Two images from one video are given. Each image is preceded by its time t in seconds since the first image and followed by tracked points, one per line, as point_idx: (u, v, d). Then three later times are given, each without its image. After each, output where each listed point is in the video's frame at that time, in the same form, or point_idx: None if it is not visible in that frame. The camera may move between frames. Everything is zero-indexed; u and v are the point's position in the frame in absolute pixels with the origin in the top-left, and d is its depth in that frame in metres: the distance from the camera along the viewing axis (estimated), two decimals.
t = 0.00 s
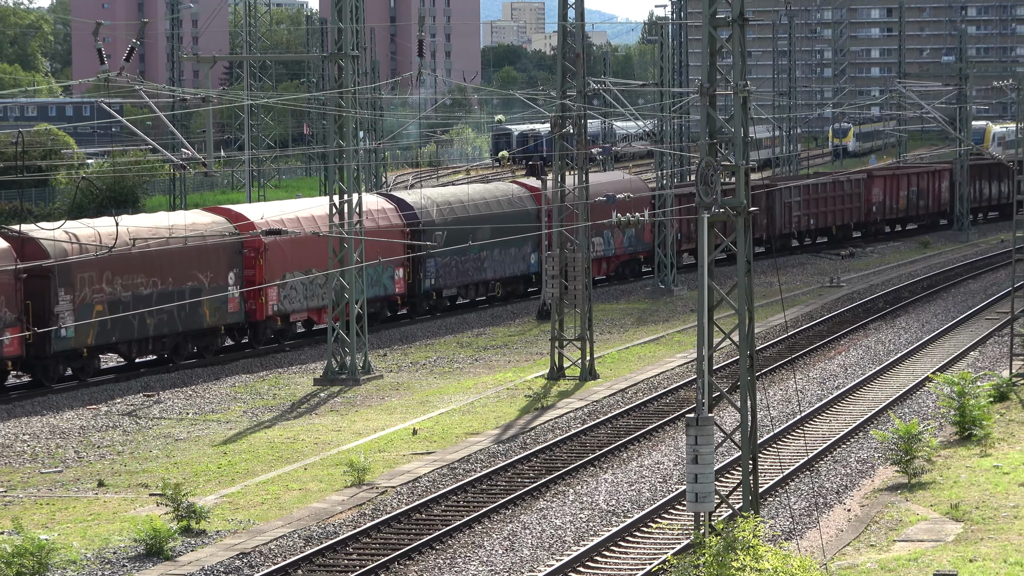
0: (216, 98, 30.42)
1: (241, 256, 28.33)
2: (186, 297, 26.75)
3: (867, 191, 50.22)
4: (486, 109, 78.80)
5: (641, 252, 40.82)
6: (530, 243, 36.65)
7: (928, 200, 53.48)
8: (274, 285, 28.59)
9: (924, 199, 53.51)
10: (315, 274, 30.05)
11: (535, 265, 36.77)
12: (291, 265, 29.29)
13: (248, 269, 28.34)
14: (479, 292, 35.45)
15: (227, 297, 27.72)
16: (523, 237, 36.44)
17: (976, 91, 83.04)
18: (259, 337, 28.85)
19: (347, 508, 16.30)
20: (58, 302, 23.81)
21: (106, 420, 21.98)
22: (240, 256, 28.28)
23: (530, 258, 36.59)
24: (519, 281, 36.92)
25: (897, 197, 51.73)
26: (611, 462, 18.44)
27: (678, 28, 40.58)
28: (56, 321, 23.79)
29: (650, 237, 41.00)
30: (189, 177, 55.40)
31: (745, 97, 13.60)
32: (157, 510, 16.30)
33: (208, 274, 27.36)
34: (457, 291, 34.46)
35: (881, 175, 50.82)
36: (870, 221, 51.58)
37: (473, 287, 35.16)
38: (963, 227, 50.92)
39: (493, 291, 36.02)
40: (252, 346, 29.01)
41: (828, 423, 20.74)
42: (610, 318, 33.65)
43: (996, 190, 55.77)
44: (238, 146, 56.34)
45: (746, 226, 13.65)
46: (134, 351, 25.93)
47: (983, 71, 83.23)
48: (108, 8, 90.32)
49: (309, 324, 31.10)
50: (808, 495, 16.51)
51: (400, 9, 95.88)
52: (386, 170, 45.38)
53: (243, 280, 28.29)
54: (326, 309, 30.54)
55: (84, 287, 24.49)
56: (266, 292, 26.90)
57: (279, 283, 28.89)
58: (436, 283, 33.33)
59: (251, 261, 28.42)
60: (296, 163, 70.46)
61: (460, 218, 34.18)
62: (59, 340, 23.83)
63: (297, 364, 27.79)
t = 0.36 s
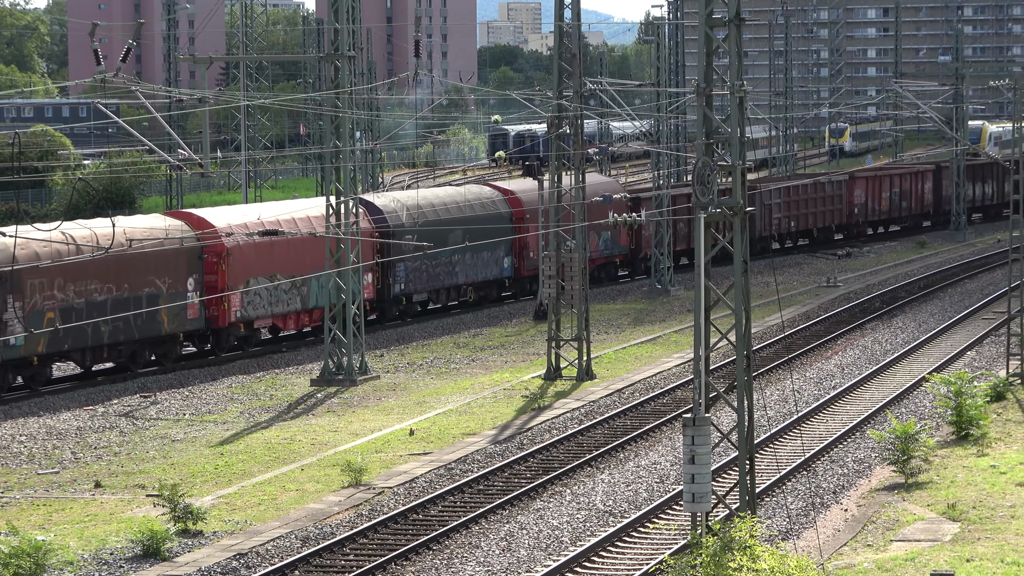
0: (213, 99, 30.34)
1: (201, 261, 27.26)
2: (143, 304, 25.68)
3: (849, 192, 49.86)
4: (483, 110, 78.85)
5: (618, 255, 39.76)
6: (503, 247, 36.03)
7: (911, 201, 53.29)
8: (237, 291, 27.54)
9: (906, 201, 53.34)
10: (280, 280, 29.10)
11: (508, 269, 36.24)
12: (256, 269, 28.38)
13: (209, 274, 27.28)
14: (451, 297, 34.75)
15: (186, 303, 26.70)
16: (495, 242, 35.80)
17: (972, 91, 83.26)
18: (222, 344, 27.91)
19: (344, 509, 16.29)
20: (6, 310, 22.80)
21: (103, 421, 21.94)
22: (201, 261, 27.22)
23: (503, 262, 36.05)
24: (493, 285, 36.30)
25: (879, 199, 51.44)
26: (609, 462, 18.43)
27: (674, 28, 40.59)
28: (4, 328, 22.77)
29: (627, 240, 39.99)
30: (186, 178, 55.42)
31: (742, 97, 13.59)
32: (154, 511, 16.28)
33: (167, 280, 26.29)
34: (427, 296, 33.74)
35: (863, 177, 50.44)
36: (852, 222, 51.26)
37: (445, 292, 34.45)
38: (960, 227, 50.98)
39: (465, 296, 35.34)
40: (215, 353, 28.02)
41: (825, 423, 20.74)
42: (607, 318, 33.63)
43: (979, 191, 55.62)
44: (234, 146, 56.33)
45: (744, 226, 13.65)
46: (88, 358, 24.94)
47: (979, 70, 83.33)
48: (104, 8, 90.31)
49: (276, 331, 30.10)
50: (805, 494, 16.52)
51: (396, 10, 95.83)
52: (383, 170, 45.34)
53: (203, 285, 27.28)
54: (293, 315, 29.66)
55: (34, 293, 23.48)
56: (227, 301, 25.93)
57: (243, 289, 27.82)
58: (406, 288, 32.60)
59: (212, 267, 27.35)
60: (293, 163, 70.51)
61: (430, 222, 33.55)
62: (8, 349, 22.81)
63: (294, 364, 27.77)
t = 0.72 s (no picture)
0: (209, 100, 30.19)
1: (159, 266, 26.34)
2: (98, 311, 24.70)
3: (831, 194, 49.09)
4: (480, 110, 78.91)
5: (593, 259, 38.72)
6: (476, 251, 35.08)
7: (894, 204, 52.37)
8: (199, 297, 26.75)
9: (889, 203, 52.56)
10: (244, 285, 28.08)
11: (481, 274, 35.29)
12: (217, 275, 27.37)
13: (169, 279, 26.40)
14: (422, 302, 33.78)
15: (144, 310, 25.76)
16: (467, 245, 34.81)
17: (969, 91, 83.41)
18: (182, 352, 26.85)
19: (342, 510, 16.28)
20: None
21: (100, 422, 21.94)
22: (159, 266, 26.31)
23: (476, 266, 35.08)
24: (466, 290, 35.35)
25: (862, 201, 50.70)
26: (606, 462, 18.44)
27: (672, 28, 40.55)
28: None
29: (603, 243, 38.97)
30: (183, 179, 55.46)
31: (738, 98, 13.58)
32: (152, 512, 16.28)
33: (123, 286, 25.35)
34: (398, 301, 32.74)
35: (846, 178, 49.81)
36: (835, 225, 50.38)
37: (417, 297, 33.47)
38: (957, 227, 51.04)
39: (437, 301, 34.41)
40: (175, 361, 26.97)
41: (822, 423, 20.75)
42: (605, 318, 33.66)
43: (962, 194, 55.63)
44: (231, 146, 56.34)
45: (740, 226, 13.63)
46: (40, 368, 23.85)
47: (976, 70, 83.50)
48: (101, 9, 90.28)
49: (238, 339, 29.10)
50: (803, 495, 16.52)
51: (393, 11, 95.85)
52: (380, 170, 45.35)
53: (163, 292, 26.38)
54: (257, 321, 28.59)
55: None
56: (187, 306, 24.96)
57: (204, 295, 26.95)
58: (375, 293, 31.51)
59: (172, 272, 26.41)
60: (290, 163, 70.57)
61: (400, 226, 32.35)
62: None
63: (292, 365, 27.74)
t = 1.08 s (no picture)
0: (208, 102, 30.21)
1: (116, 272, 25.36)
2: (51, 319, 23.78)
3: (815, 197, 48.35)
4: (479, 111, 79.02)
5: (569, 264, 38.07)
6: (449, 256, 34.21)
7: (878, 207, 51.65)
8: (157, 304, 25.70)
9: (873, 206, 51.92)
10: (206, 292, 27.01)
11: (454, 279, 34.44)
12: (178, 281, 26.32)
13: (128, 286, 25.40)
14: (394, 307, 32.76)
15: (101, 318, 24.84)
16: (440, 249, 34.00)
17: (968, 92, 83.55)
18: (141, 360, 25.84)
19: (341, 511, 16.28)
20: None
21: (100, 423, 21.95)
22: (116, 273, 25.36)
23: (449, 271, 34.23)
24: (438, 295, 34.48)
25: (846, 204, 50.05)
26: (605, 463, 18.47)
27: (671, 29, 40.51)
28: None
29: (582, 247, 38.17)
30: (182, 180, 55.51)
31: (737, 99, 13.57)
32: (151, 513, 16.29)
33: (79, 293, 24.44)
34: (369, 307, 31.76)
35: (830, 181, 49.13)
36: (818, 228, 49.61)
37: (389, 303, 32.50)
38: (956, 227, 51.10)
39: (409, 306, 33.40)
40: (134, 369, 25.90)
41: (821, 423, 20.79)
42: (604, 319, 33.71)
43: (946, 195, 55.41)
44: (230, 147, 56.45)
45: (739, 226, 13.64)
46: None
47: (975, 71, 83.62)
48: (99, 10, 90.26)
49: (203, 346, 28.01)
50: (802, 495, 16.54)
51: (391, 12, 95.93)
52: (379, 171, 45.41)
53: (120, 299, 25.39)
54: (221, 328, 27.48)
55: None
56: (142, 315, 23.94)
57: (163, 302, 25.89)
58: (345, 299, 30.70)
59: (130, 278, 25.43)
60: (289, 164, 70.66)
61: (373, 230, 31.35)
62: None
63: (291, 366, 27.75)
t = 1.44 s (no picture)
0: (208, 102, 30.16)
1: (72, 279, 24.35)
2: (2, 327, 22.71)
3: (799, 200, 47.50)
4: (478, 111, 79.09)
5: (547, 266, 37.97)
6: (422, 260, 33.14)
7: (863, 209, 50.88)
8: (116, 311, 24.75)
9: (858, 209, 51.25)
10: (167, 298, 26.08)
11: (427, 284, 33.46)
12: (137, 287, 25.37)
13: (85, 292, 24.40)
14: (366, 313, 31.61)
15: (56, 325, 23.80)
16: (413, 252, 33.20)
17: (967, 92, 83.63)
18: (99, 369, 24.87)
19: (340, 511, 16.27)
20: None
21: (99, 423, 21.95)
22: (72, 279, 24.34)
23: (422, 276, 33.27)
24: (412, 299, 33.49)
25: (830, 206, 49.33)
26: (605, 463, 18.47)
27: (670, 29, 40.50)
28: None
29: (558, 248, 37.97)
30: (182, 180, 55.52)
31: (736, 99, 13.57)
32: (151, 514, 16.30)
33: (32, 300, 23.41)
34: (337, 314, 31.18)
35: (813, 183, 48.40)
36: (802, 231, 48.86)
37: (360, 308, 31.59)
38: (955, 227, 51.16)
39: (381, 312, 32.27)
40: (92, 378, 24.94)
41: (821, 423, 20.81)
42: (603, 319, 33.73)
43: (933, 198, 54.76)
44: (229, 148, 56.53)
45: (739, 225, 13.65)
46: None
47: (974, 71, 83.72)
48: (99, 11, 90.24)
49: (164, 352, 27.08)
50: (802, 495, 16.55)
51: (391, 12, 96.02)
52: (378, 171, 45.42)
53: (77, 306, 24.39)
54: (183, 335, 26.58)
55: None
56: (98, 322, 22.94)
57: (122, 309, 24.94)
58: (314, 305, 30.08)
59: (87, 284, 24.44)
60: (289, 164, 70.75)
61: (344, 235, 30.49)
62: None
63: (290, 367, 27.73)
